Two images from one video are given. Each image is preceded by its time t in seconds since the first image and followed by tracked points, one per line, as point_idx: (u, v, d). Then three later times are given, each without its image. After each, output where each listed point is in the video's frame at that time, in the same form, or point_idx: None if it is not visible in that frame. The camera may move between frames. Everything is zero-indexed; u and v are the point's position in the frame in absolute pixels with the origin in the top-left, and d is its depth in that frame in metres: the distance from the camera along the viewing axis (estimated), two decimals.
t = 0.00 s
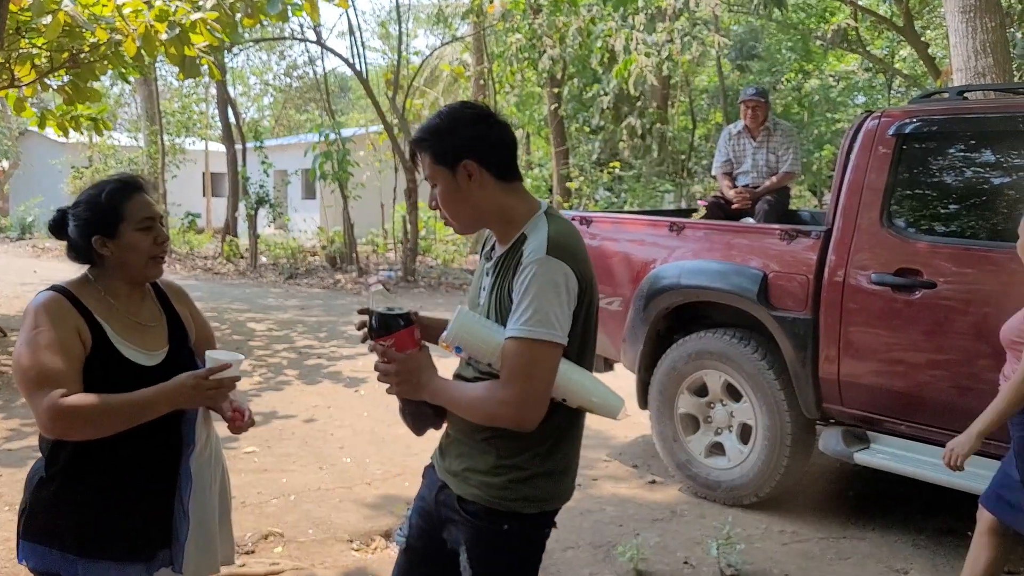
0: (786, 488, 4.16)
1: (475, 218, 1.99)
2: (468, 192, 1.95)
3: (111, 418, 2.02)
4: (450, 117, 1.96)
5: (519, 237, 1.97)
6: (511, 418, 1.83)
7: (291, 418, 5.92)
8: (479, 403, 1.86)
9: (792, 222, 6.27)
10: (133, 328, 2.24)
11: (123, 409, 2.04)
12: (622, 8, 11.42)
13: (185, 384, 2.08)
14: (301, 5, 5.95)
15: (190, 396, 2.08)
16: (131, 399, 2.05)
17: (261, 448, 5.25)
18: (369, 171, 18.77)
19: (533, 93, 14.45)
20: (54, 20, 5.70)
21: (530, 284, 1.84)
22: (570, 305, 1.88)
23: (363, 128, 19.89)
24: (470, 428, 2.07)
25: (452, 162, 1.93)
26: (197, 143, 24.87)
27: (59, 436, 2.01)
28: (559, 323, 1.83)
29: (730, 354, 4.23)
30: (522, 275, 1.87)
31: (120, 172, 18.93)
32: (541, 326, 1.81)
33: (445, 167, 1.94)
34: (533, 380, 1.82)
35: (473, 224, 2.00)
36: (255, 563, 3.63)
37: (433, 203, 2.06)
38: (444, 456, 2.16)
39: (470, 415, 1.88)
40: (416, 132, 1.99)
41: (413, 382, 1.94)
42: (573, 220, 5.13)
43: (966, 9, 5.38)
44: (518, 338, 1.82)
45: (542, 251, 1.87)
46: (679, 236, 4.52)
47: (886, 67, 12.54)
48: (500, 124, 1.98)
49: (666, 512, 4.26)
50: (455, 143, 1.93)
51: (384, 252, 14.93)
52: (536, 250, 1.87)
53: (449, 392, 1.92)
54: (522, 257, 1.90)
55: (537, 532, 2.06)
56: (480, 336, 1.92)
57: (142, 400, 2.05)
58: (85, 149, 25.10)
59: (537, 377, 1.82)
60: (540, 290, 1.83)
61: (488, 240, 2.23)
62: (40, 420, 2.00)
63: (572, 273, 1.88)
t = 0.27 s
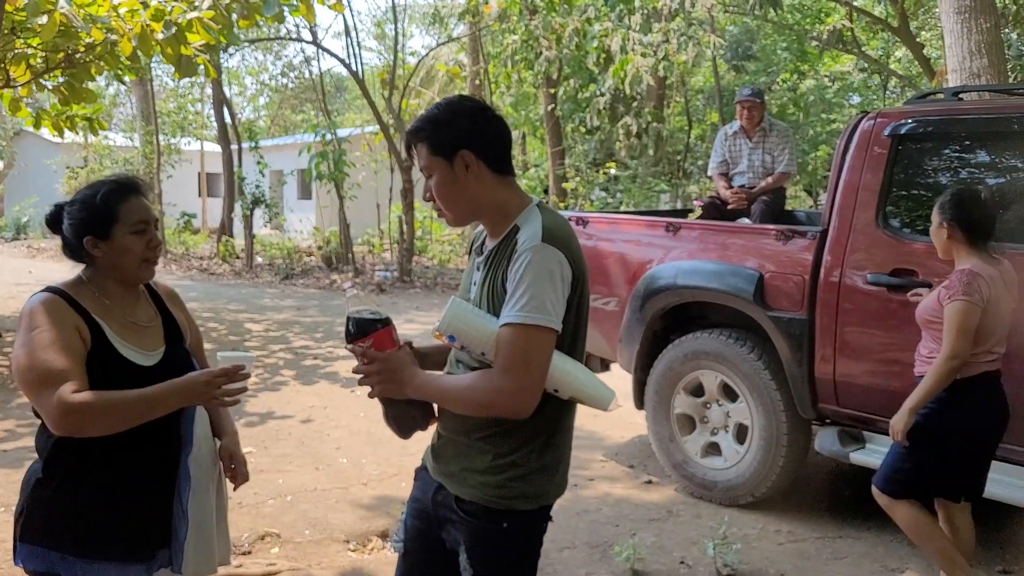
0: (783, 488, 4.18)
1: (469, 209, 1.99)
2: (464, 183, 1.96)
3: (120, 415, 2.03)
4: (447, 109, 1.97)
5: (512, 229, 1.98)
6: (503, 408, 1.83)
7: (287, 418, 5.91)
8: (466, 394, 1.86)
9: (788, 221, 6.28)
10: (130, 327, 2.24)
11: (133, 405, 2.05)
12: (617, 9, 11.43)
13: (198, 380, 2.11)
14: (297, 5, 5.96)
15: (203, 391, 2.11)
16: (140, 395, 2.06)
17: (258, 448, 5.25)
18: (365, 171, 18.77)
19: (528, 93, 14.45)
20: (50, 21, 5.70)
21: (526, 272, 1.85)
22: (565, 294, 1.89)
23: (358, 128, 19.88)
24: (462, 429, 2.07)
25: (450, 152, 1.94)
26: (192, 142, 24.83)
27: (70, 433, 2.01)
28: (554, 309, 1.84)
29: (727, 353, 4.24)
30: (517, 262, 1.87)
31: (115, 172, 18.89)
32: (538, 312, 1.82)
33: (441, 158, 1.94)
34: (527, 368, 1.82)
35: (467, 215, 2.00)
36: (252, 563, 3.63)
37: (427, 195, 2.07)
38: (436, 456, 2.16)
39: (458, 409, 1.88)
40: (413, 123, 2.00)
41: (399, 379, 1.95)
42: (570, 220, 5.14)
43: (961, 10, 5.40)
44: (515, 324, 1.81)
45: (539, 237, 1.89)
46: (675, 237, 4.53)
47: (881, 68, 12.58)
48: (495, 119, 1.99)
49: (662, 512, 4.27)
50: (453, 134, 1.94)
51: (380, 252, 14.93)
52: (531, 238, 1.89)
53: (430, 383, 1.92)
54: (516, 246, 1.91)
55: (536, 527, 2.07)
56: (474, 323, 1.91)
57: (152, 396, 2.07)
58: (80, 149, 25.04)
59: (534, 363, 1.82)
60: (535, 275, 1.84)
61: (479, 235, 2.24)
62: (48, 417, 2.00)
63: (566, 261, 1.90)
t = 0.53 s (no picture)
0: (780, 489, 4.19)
1: (446, 201, 2.00)
2: (441, 175, 1.97)
3: (128, 414, 2.03)
4: (425, 104, 1.98)
5: (490, 219, 2.00)
6: (493, 388, 1.82)
7: (285, 419, 5.91)
8: (449, 377, 1.83)
9: (786, 222, 6.29)
10: (129, 327, 2.24)
11: (142, 404, 2.05)
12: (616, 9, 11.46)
13: (204, 379, 2.10)
14: (295, 6, 5.96)
15: (209, 391, 2.10)
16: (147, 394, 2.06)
17: (257, 449, 5.25)
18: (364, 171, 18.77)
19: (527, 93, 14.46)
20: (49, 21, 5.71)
21: (510, 254, 1.87)
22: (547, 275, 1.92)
23: (357, 129, 19.88)
24: (451, 429, 2.09)
25: (426, 145, 1.95)
26: (191, 142, 24.82)
27: (79, 431, 2.01)
28: (538, 286, 1.86)
29: (724, 353, 4.25)
30: (500, 244, 1.90)
31: (114, 172, 18.90)
32: (522, 290, 1.83)
33: (418, 151, 1.95)
34: (515, 345, 1.82)
35: (443, 208, 2.01)
36: (251, 563, 3.63)
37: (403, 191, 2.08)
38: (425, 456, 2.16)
39: (441, 397, 1.84)
40: (389, 120, 2.01)
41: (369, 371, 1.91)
42: (568, 221, 5.14)
43: (959, 11, 5.41)
44: (502, 302, 1.82)
45: (519, 220, 1.93)
46: (673, 237, 4.54)
47: (879, 68, 12.60)
48: (469, 114, 2.01)
49: (660, 512, 4.27)
50: (429, 128, 1.95)
51: (379, 252, 14.93)
52: (513, 222, 1.93)
53: (406, 373, 1.87)
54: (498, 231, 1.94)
55: (528, 521, 2.10)
56: (456, 308, 1.91)
57: (161, 394, 2.07)
58: (79, 150, 25.03)
59: (523, 342, 1.83)
60: (519, 255, 1.87)
61: (454, 233, 2.25)
62: (57, 416, 2.00)
63: (547, 243, 1.94)
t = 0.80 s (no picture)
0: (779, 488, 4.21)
1: (423, 200, 2.01)
2: (417, 175, 1.98)
3: (135, 415, 2.05)
4: (396, 107, 2.00)
5: (469, 213, 2.03)
6: (482, 374, 1.84)
7: (286, 419, 5.92)
8: (438, 365, 1.84)
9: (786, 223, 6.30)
10: (134, 328, 2.26)
11: (150, 405, 2.07)
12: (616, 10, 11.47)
13: (210, 384, 2.12)
14: (296, 7, 5.97)
15: (214, 394, 2.12)
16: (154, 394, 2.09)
17: (258, 448, 5.26)
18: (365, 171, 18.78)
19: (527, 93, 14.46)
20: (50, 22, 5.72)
21: (494, 243, 1.91)
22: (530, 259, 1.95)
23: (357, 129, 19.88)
24: (449, 426, 2.10)
25: (400, 147, 1.96)
26: (191, 143, 24.83)
27: (89, 430, 2.03)
28: (523, 272, 1.89)
29: (725, 353, 4.25)
30: (483, 235, 1.94)
31: (115, 172, 18.91)
32: (509, 275, 1.86)
33: (392, 153, 1.96)
34: (503, 332, 1.85)
35: (419, 208, 2.03)
36: (253, 562, 3.64)
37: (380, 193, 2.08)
38: (420, 454, 2.17)
39: (429, 383, 1.84)
40: (361, 125, 2.01)
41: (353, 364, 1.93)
42: (568, 221, 5.14)
43: (959, 11, 5.43)
44: (488, 290, 1.85)
45: (501, 209, 1.97)
46: (674, 237, 4.54)
47: (879, 68, 12.62)
48: (440, 114, 2.02)
49: (660, 511, 4.29)
50: (403, 129, 1.96)
51: (379, 252, 14.94)
52: (494, 212, 1.97)
53: (393, 366, 1.87)
54: (480, 222, 1.98)
55: (526, 511, 2.15)
56: (443, 300, 1.94)
57: (168, 394, 2.09)
58: (79, 150, 25.05)
59: (512, 327, 1.86)
60: (502, 244, 1.90)
61: (430, 232, 2.27)
62: (67, 414, 2.02)
63: (529, 232, 1.98)
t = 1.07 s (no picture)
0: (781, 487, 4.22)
1: (411, 204, 2.02)
2: (404, 179, 1.98)
3: (139, 417, 2.07)
4: (376, 115, 2.00)
5: (458, 214, 2.03)
6: (478, 368, 1.84)
7: (288, 419, 5.93)
8: (435, 361, 1.85)
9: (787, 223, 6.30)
10: (139, 328, 2.26)
11: (155, 407, 2.08)
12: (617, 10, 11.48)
13: (216, 391, 2.12)
14: (297, 7, 5.98)
15: (221, 401, 2.11)
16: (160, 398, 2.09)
17: (259, 448, 5.27)
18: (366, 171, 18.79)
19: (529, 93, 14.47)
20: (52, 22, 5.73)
21: (487, 239, 1.91)
22: (525, 254, 1.96)
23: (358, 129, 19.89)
24: (449, 425, 2.10)
25: (385, 152, 1.96)
26: (192, 143, 24.84)
27: (94, 430, 2.05)
28: (516, 266, 1.89)
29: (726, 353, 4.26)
30: (475, 231, 1.95)
31: (116, 173, 18.92)
32: (502, 271, 1.87)
33: (377, 160, 1.96)
34: (496, 325, 1.85)
35: (408, 212, 2.03)
36: (255, 562, 3.65)
37: (367, 200, 2.08)
38: (419, 454, 2.16)
39: (425, 377, 1.85)
40: (344, 134, 2.00)
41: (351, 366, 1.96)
42: (569, 221, 5.15)
43: (960, 12, 5.43)
44: (481, 286, 1.85)
45: (493, 207, 1.98)
46: (675, 237, 4.55)
47: (879, 68, 12.62)
48: (420, 117, 2.02)
49: (662, 511, 4.30)
50: (386, 134, 1.96)
51: (381, 252, 14.95)
52: (486, 209, 1.97)
53: (387, 367, 1.89)
54: (472, 221, 1.99)
55: (526, 505, 2.17)
56: (439, 298, 1.96)
57: (173, 398, 2.10)
58: (81, 150, 25.08)
59: (507, 323, 1.87)
60: (494, 240, 1.91)
61: (416, 234, 2.27)
62: (73, 415, 2.04)
63: (520, 225, 1.99)
